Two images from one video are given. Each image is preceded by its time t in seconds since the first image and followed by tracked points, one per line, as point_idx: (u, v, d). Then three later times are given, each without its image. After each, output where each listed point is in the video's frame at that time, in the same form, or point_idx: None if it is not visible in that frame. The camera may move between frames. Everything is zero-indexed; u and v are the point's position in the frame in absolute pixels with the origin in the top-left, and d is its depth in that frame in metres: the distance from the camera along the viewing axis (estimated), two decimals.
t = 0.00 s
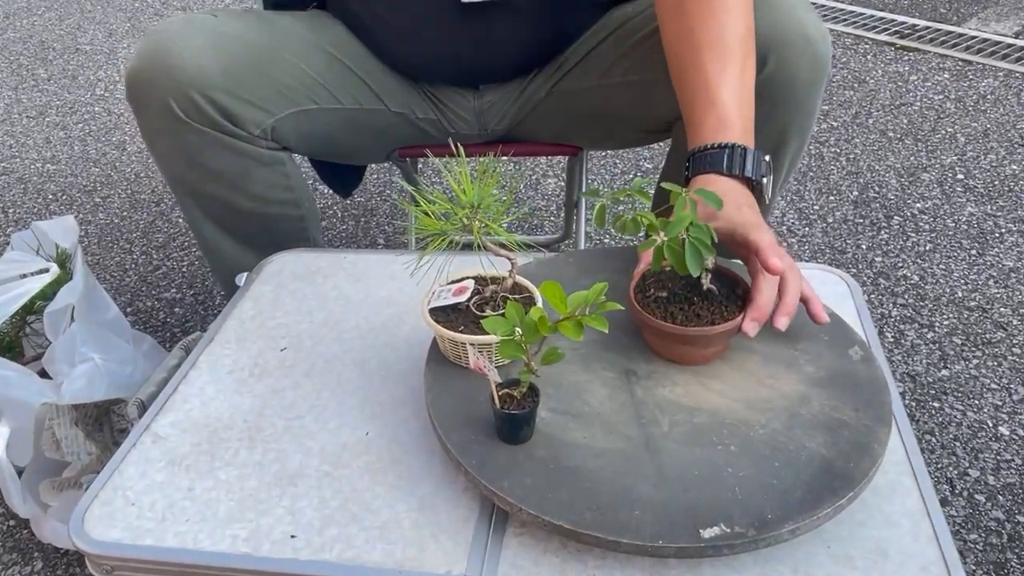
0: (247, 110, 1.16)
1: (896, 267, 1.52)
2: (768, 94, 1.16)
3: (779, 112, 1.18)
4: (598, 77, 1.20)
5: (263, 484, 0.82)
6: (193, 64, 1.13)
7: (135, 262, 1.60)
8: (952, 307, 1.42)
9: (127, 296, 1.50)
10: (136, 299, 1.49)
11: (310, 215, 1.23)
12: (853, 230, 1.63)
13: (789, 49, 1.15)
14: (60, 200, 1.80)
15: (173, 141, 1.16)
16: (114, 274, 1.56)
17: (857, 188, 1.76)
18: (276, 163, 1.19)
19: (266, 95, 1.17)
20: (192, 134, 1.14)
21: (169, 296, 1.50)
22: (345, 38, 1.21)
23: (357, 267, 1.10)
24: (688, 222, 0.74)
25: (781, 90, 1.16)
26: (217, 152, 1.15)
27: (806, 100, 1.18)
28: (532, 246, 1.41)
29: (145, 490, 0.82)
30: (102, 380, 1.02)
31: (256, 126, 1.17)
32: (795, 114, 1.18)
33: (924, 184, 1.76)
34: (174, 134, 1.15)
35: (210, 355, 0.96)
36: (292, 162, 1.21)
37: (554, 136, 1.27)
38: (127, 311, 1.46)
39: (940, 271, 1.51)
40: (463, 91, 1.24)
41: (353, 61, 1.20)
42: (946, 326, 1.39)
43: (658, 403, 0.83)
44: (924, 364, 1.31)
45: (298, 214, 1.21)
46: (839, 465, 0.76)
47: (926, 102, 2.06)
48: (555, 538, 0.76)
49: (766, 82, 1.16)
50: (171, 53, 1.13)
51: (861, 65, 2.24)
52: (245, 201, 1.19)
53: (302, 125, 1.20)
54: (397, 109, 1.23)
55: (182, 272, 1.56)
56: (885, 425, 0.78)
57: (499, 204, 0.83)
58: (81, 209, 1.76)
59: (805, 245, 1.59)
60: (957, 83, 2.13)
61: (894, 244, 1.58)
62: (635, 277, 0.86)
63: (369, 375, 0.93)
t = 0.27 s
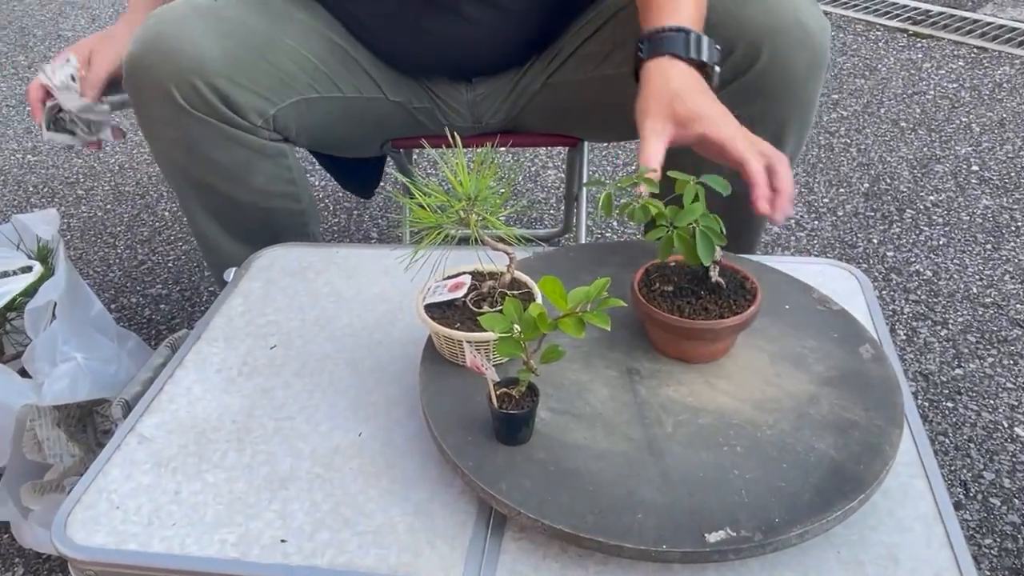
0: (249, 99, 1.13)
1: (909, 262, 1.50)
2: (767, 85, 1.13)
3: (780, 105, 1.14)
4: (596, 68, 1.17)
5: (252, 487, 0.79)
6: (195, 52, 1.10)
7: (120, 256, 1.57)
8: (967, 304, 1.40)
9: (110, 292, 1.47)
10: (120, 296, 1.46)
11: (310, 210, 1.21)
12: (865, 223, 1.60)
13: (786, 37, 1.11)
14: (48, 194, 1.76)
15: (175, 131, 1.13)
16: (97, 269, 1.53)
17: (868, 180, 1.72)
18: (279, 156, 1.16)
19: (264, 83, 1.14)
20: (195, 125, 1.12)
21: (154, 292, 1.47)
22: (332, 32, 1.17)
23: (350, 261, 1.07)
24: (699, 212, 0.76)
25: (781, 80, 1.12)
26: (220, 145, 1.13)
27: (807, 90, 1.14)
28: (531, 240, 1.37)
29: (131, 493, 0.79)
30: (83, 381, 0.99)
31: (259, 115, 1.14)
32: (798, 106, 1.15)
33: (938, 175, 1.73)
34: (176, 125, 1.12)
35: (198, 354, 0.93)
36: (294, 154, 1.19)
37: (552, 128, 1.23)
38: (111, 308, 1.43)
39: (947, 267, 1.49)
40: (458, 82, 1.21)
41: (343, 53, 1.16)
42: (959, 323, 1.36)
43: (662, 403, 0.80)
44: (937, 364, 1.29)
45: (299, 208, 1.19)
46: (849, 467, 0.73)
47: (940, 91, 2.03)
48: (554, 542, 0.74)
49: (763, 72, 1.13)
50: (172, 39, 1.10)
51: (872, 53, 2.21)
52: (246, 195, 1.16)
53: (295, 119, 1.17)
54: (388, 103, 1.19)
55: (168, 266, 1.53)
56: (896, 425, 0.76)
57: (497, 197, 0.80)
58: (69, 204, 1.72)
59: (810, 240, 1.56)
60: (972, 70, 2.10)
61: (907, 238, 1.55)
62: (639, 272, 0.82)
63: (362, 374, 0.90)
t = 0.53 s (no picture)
0: (221, 72, 1.07)
1: (941, 255, 1.43)
2: (767, 70, 0.99)
3: (784, 90, 1.00)
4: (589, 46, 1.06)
5: (228, 499, 0.73)
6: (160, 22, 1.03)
7: (83, 248, 1.50)
8: (1004, 300, 1.34)
9: (73, 287, 1.41)
10: (83, 291, 1.40)
11: (287, 196, 1.16)
12: (893, 213, 1.53)
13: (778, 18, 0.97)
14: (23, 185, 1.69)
15: (141, 107, 1.05)
16: (59, 262, 1.47)
17: (903, 164, 1.66)
18: (252, 136, 1.10)
19: (241, 57, 1.08)
20: (163, 100, 1.05)
21: (121, 287, 1.40)
22: (319, 17, 1.11)
23: (337, 254, 1.00)
24: (712, 199, 0.70)
25: (781, 61, 0.98)
26: (190, 122, 1.06)
27: (810, 73, 1.00)
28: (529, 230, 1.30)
29: (96, 505, 0.73)
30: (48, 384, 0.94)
31: (231, 90, 1.08)
32: (805, 90, 1.01)
33: (974, 159, 1.66)
34: (142, 99, 1.05)
35: (169, 354, 0.86)
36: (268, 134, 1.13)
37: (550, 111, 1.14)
38: (74, 304, 1.37)
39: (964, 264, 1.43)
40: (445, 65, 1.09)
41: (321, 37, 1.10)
42: (997, 320, 1.30)
43: (672, 406, 0.74)
44: (972, 365, 1.23)
45: (275, 193, 1.14)
46: (877, 477, 0.67)
47: (976, 67, 1.95)
48: (555, 558, 0.68)
49: (761, 54, 0.98)
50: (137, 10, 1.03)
51: (903, 26, 2.13)
52: (219, 177, 1.10)
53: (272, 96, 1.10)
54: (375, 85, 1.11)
55: (135, 259, 1.47)
56: (927, 431, 0.70)
57: (494, 183, 0.74)
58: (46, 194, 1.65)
59: (825, 231, 1.49)
60: (1010, 47, 2.03)
61: (940, 229, 1.49)
62: (648, 265, 0.76)
63: (347, 376, 0.84)
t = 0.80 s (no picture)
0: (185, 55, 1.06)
1: (954, 247, 1.41)
2: (760, 58, 0.96)
3: (778, 80, 0.97)
4: (580, 33, 1.03)
5: (216, 500, 0.70)
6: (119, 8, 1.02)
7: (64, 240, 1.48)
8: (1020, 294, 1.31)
9: (56, 281, 1.38)
10: (65, 285, 1.37)
11: (262, 183, 1.14)
12: (905, 204, 1.51)
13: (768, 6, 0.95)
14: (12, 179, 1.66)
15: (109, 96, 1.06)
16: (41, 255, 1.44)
17: (911, 153, 1.63)
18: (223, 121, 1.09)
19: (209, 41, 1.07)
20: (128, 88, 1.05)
21: (105, 281, 1.38)
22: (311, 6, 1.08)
23: (331, 247, 0.98)
24: (716, 189, 0.67)
25: (775, 50, 0.95)
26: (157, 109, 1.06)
27: (806, 61, 0.97)
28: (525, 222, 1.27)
29: (79, 507, 0.70)
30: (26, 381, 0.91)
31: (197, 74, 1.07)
32: (797, 81, 0.97)
33: (991, 150, 1.64)
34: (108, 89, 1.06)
35: (155, 351, 0.84)
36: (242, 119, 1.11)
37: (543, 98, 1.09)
38: (56, 299, 1.34)
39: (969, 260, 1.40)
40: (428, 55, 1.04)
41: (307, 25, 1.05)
42: (1012, 315, 1.28)
43: (675, 404, 0.71)
44: (987, 362, 1.20)
45: (249, 180, 1.13)
46: (888, 477, 0.64)
47: (990, 53, 1.92)
48: (554, 560, 0.65)
49: (753, 43, 0.95)
50: None
51: (914, 11, 2.10)
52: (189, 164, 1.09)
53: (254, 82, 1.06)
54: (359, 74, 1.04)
55: (119, 253, 1.44)
56: (940, 430, 0.67)
57: (491, 173, 0.71)
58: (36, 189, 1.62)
59: (836, 224, 1.46)
60: None
61: (952, 221, 1.47)
62: (650, 258, 0.74)
63: (339, 373, 0.81)
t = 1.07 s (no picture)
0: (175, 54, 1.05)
1: (970, 255, 1.41)
2: (764, 63, 0.91)
3: (781, 84, 0.91)
4: (579, 35, 1.00)
5: (215, 498, 0.70)
6: None
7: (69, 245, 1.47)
8: None
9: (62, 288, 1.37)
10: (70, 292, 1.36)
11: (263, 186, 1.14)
12: (921, 210, 1.51)
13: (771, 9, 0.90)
14: (14, 178, 1.65)
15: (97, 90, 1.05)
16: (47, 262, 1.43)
17: (923, 160, 1.63)
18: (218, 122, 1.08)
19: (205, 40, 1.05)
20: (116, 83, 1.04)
21: (110, 288, 1.37)
22: None
23: (334, 247, 0.97)
24: (720, 183, 0.67)
25: (778, 54, 0.90)
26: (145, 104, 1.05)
27: (810, 63, 0.91)
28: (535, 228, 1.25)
29: (76, 505, 0.69)
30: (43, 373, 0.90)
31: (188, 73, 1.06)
32: (801, 84, 0.92)
33: (1008, 156, 1.63)
34: (95, 82, 1.04)
35: (154, 351, 0.83)
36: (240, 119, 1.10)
37: (545, 101, 1.06)
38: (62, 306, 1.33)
39: (970, 256, 1.40)
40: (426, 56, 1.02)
41: (301, 21, 1.04)
42: None
43: (678, 401, 0.71)
44: (1001, 369, 1.20)
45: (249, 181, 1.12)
46: (893, 474, 0.64)
47: (1011, 60, 1.91)
48: (556, 557, 0.65)
49: (756, 47, 0.90)
50: None
51: (933, 16, 2.09)
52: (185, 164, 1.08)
53: (244, 80, 1.03)
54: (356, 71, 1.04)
55: (126, 260, 1.43)
56: (947, 428, 0.67)
57: (493, 168, 0.71)
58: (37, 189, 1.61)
59: (851, 232, 1.46)
60: None
61: (969, 228, 1.47)
62: (654, 255, 0.73)
63: (342, 373, 0.81)
